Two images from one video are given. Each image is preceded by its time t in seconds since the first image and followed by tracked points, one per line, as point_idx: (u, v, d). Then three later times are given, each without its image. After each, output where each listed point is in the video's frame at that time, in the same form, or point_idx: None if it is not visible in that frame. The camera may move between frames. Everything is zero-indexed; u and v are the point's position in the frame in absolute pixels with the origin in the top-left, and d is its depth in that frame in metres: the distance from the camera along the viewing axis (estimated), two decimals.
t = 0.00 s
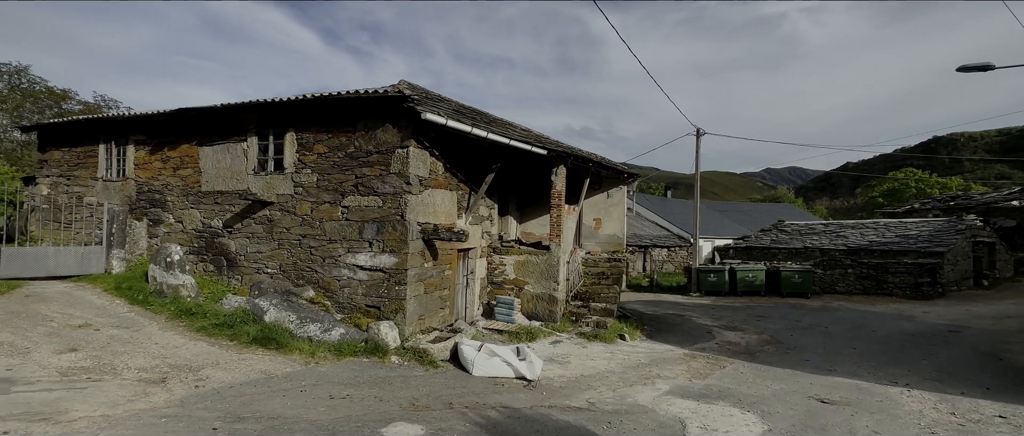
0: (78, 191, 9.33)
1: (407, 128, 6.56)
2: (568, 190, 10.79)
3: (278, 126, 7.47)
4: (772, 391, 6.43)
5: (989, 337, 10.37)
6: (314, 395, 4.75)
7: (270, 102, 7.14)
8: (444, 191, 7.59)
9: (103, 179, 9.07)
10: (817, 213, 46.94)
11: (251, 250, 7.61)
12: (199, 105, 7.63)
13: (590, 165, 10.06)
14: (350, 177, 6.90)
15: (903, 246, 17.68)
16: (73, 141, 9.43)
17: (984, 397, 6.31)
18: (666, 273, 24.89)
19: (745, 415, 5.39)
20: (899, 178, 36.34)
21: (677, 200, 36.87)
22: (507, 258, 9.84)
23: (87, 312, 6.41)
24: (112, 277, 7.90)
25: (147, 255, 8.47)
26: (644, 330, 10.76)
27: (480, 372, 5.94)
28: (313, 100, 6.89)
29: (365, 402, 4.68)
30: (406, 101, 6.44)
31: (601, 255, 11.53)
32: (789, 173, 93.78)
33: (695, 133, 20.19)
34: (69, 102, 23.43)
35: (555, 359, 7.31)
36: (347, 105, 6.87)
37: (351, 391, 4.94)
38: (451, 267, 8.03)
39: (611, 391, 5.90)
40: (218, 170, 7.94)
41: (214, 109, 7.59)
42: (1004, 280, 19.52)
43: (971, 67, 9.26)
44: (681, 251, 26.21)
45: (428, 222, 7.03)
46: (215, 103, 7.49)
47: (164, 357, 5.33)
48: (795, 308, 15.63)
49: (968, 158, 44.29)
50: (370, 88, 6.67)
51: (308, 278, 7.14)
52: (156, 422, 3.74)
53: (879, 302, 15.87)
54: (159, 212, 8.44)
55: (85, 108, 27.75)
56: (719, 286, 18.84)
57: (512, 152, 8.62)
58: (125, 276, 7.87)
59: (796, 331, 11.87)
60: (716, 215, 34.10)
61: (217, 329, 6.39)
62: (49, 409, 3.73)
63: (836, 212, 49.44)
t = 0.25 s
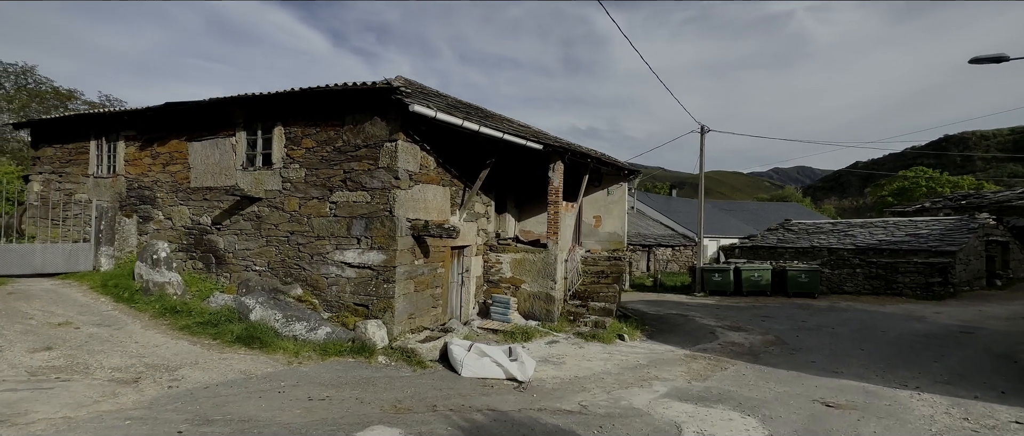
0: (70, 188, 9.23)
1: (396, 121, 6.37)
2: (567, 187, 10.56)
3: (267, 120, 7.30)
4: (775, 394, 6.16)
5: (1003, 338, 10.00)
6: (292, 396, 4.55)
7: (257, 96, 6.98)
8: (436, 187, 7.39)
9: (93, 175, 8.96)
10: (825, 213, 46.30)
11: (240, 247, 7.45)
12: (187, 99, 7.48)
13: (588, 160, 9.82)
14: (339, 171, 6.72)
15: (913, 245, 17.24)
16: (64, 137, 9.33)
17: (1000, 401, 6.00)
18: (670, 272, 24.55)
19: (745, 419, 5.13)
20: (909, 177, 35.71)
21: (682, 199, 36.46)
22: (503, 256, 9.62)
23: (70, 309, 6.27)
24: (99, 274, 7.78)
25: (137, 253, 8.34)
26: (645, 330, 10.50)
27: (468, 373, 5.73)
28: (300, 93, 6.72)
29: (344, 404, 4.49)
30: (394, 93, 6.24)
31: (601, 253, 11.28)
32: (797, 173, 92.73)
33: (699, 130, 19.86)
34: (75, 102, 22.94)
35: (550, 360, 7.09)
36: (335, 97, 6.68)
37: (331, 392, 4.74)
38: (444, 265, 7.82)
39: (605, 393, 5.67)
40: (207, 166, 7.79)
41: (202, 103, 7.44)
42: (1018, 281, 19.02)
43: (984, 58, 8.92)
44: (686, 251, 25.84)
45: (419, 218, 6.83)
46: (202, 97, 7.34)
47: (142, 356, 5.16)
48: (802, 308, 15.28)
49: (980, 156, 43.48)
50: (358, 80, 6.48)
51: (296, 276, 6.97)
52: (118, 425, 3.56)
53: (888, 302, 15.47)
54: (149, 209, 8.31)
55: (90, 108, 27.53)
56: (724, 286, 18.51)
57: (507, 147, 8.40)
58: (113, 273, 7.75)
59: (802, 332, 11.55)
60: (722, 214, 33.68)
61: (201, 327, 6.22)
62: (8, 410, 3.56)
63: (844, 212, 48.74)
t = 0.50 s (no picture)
0: (60, 184, 9.11)
1: (383, 113, 6.17)
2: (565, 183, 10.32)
3: (254, 114, 7.13)
4: (778, 397, 5.89)
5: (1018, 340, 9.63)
6: (267, 397, 4.36)
7: (243, 88, 6.81)
8: (427, 181, 7.18)
9: (83, 171, 8.85)
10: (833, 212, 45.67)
11: (227, 244, 7.28)
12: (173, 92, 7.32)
13: (587, 156, 9.57)
14: (325, 165, 6.53)
15: (923, 244, 16.76)
16: (55, 133, 9.22)
17: (1016, 405, 5.69)
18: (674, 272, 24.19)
19: (745, 424, 4.88)
20: (919, 175, 35.08)
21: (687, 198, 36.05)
22: (499, 254, 9.39)
23: (50, 307, 6.13)
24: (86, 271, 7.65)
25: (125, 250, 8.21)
26: (645, 330, 10.23)
27: (456, 374, 5.51)
28: (287, 85, 6.53)
29: (321, 406, 4.28)
30: (380, 84, 6.03)
31: (601, 251, 11.02)
32: (804, 172, 91.74)
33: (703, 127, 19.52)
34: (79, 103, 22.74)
35: (544, 360, 6.85)
36: (322, 89, 6.50)
37: (309, 393, 4.54)
38: (436, 262, 7.61)
39: (598, 395, 5.43)
40: (194, 161, 7.63)
41: (189, 96, 7.28)
42: None
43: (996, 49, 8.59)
44: (690, 250, 25.45)
45: (408, 214, 6.63)
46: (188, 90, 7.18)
47: (117, 355, 4.99)
48: (808, 308, 14.94)
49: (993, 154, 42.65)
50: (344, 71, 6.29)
51: (283, 273, 6.78)
52: (75, 428, 3.37)
53: (898, 302, 15.07)
54: (137, 205, 8.17)
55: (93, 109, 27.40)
56: (728, 285, 18.18)
57: (501, 141, 8.18)
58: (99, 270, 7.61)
59: (808, 332, 11.23)
60: (728, 213, 33.24)
61: (183, 325, 6.05)
62: None
63: (853, 211, 48.04)
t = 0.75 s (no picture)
0: (50, 181, 9.00)
1: (368, 104, 5.95)
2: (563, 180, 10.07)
3: (239, 107, 6.95)
4: (780, 400, 5.62)
5: None
6: (239, 398, 4.16)
7: (227, 80, 6.62)
8: (417, 176, 6.97)
9: (72, 167, 8.72)
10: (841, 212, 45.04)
11: (213, 240, 7.11)
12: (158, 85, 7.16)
13: (585, 151, 9.31)
14: (311, 159, 6.33)
15: (934, 243, 16.25)
16: (45, 129, 9.11)
17: None
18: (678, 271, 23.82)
19: (743, 428, 4.61)
20: (929, 173, 34.47)
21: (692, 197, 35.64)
22: (494, 252, 9.16)
23: (29, 304, 5.98)
24: (71, 268, 7.51)
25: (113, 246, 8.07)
26: (646, 330, 9.97)
27: (442, 374, 5.29)
28: (271, 77, 6.34)
29: (294, 407, 4.08)
30: (365, 74, 5.81)
31: (600, 249, 10.76)
32: (812, 171, 90.77)
33: (707, 124, 19.18)
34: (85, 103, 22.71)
35: (537, 360, 6.61)
36: (307, 80, 6.29)
37: (284, 394, 4.33)
38: (427, 260, 7.40)
39: (590, 397, 5.19)
40: (181, 155, 7.47)
41: (174, 89, 7.11)
42: None
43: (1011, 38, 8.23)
44: (695, 249, 25.02)
45: (396, 209, 6.42)
46: (173, 83, 7.01)
47: (90, 353, 4.82)
48: (815, 308, 14.59)
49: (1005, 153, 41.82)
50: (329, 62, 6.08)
51: (269, 269, 6.60)
52: (25, 431, 3.18)
53: (908, 302, 14.67)
54: (125, 201, 8.03)
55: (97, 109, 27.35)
56: (732, 285, 17.84)
57: (495, 135, 7.95)
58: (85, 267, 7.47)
59: (815, 333, 10.91)
60: (733, 212, 32.82)
61: (163, 323, 5.87)
62: None
63: (861, 210, 47.34)
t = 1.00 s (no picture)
0: (39, 177, 8.88)
1: (353, 95, 5.75)
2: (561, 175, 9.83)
3: (224, 99, 6.77)
4: (782, 403, 5.34)
5: None
6: (207, 398, 3.96)
7: (211, 71, 6.45)
8: (406, 169, 6.76)
9: (61, 163, 8.59)
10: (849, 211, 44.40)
11: (198, 236, 6.94)
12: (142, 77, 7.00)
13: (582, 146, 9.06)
14: (295, 152, 6.13)
15: (945, 241, 15.83)
16: (35, 124, 8.99)
17: None
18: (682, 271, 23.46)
19: (742, 434, 4.35)
20: (939, 172, 33.88)
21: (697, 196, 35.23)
22: (489, 249, 8.93)
23: (5, 301, 5.82)
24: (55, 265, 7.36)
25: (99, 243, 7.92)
26: (646, 330, 9.70)
27: (427, 374, 5.07)
28: (254, 67, 6.15)
29: (264, 409, 3.87)
30: (349, 63, 5.61)
31: (599, 247, 10.50)
32: (820, 170, 89.80)
33: (712, 120, 18.86)
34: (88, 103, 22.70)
35: (529, 360, 6.37)
36: (291, 71, 6.10)
37: (255, 395, 4.12)
38: (417, 257, 7.18)
39: (581, 400, 4.94)
40: (166, 149, 7.31)
41: (158, 81, 6.95)
42: None
43: None
44: (700, 249, 24.53)
45: (383, 203, 6.20)
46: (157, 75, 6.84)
47: (59, 352, 4.64)
48: (821, 308, 14.24)
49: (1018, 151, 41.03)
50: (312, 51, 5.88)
51: (253, 266, 6.41)
52: None
53: (918, 303, 14.27)
54: (112, 197, 7.88)
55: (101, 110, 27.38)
56: (737, 284, 17.50)
57: (488, 128, 7.72)
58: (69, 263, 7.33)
59: (820, 333, 10.59)
60: (739, 211, 32.41)
61: (141, 321, 5.70)
62: None
63: (870, 209, 46.66)
